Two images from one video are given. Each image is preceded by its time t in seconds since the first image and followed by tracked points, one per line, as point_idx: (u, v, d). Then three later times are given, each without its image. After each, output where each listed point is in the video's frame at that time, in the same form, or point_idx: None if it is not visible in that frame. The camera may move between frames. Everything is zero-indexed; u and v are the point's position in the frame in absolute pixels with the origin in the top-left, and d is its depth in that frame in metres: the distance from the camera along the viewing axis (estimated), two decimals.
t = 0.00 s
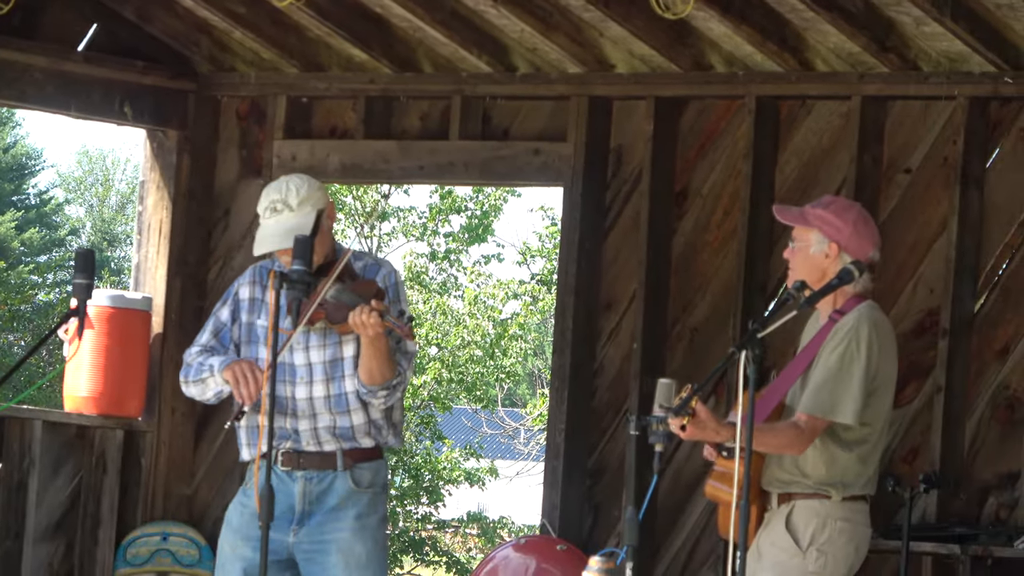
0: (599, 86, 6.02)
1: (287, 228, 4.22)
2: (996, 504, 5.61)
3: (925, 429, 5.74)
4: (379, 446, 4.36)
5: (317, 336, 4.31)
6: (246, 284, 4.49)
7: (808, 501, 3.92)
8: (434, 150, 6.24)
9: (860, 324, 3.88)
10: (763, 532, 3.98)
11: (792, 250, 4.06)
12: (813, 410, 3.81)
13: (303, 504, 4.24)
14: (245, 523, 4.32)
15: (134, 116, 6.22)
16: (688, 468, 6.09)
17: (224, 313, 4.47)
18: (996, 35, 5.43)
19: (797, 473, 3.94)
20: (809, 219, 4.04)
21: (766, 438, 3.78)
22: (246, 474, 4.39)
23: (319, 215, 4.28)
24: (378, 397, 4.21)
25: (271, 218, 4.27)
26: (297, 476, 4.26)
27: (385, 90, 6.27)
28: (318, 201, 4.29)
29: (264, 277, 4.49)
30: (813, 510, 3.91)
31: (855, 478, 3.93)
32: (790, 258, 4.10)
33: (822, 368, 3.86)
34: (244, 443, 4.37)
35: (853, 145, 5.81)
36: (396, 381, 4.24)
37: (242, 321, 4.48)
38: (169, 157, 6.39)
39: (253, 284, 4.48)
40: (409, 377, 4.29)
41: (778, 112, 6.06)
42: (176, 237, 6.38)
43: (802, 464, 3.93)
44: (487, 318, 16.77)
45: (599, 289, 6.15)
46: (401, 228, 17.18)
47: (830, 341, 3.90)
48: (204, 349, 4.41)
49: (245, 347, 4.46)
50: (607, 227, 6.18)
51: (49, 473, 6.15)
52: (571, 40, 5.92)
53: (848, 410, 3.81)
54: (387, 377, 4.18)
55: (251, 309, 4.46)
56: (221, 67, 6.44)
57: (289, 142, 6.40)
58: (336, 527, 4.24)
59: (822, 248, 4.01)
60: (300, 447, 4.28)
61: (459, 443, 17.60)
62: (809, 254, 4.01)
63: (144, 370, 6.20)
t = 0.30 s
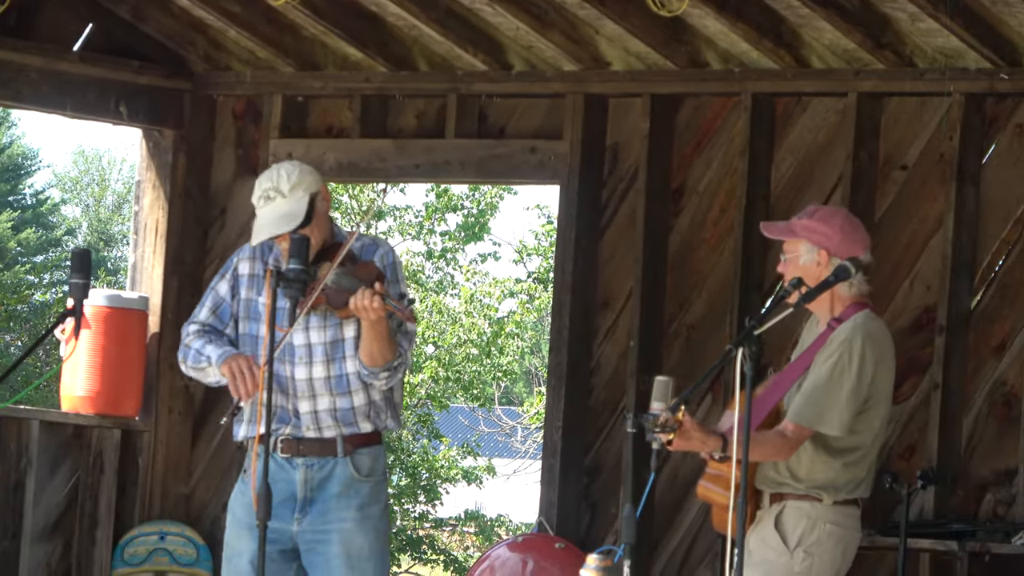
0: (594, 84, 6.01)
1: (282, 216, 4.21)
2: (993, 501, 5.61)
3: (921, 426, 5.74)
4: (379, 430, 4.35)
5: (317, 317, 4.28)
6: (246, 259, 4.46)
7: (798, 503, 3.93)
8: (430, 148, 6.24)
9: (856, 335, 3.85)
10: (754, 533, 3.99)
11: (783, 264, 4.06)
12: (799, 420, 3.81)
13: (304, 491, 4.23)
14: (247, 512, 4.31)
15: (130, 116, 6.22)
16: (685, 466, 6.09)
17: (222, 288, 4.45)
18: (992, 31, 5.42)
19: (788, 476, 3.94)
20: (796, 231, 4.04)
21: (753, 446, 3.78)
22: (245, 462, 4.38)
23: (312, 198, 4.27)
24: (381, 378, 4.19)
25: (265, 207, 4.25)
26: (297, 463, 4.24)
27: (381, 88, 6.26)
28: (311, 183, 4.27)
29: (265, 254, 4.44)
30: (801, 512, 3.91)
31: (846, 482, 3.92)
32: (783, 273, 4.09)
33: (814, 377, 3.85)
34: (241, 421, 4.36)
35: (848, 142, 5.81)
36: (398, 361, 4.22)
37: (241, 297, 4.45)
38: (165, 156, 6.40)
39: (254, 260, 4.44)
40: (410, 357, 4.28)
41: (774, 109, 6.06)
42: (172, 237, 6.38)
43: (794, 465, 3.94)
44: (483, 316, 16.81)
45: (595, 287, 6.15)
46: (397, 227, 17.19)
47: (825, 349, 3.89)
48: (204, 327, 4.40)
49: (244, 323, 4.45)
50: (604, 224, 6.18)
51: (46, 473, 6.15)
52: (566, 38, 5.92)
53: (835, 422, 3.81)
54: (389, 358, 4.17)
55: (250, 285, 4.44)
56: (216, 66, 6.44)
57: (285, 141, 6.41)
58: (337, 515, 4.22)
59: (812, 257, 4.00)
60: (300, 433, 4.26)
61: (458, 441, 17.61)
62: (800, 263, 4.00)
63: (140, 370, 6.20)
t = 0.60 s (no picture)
0: (591, 86, 6.01)
1: (281, 224, 4.22)
2: (990, 502, 5.61)
3: (918, 428, 5.73)
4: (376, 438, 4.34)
5: (315, 326, 4.29)
6: (243, 269, 4.44)
7: (789, 506, 3.93)
8: (426, 150, 6.24)
9: (846, 342, 3.85)
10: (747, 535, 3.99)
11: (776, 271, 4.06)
12: (790, 426, 3.80)
13: (300, 496, 4.23)
14: (243, 517, 4.30)
15: (126, 118, 6.21)
16: (682, 468, 6.09)
17: (221, 298, 4.43)
18: (987, 31, 5.44)
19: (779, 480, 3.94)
20: (786, 239, 4.04)
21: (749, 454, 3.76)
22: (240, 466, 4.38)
23: (313, 208, 4.28)
24: (379, 389, 4.19)
25: (266, 215, 4.27)
26: (294, 468, 4.24)
27: (377, 90, 6.26)
28: (315, 195, 4.29)
29: (261, 263, 4.43)
30: (793, 515, 3.92)
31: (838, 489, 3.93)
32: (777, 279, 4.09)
33: (804, 383, 3.85)
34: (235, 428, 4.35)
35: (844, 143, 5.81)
36: (395, 371, 4.22)
37: (239, 307, 4.44)
38: (161, 158, 6.40)
39: (251, 269, 4.43)
40: (409, 367, 4.28)
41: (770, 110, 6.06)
42: (169, 239, 6.38)
43: (786, 467, 3.93)
44: (479, 318, 16.81)
45: (591, 288, 6.15)
46: (393, 229, 17.07)
47: (816, 355, 3.89)
48: (201, 340, 4.39)
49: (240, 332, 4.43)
50: (600, 226, 6.18)
51: (43, 476, 6.15)
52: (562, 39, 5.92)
53: (826, 428, 3.80)
54: (388, 368, 4.16)
55: (248, 294, 4.42)
56: (213, 68, 6.45)
57: (282, 143, 6.40)
58: (333, 519, 4.22)
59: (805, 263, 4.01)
60: (296, 439, 4.26)
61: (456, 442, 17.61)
62: (792, 270, 4.00)
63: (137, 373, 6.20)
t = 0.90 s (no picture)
0: (587, 89, 6.02)
1: (300, 216, 4.18)
2: (986, 505, 5.61)
3: (915, 430, 5.73)
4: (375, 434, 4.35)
5: (314, 324, 4.26)
6: (238, 268, 4.44)
7: (785, 506, 3.93)
8: (423, 153, 6.24)
9: (843, 339, 3.84)
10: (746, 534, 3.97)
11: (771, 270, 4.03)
12: (792, 427, 3.79)
13: (301, 494, 4.21)
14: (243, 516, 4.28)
15: (123, 121, 6.21)
16: (678, 470, 6.09)
17: (214, 297, 4.41)
18: (984, 34, 5.43)
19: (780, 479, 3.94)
20: (780, 237, 4.01)
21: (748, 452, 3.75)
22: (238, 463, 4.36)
23: (330, 208, 4.26)
24: (373, 388, 4.18)
25: (284, 202, 4.22)
26: (294, 465, 4.21)
27: (374, 93, 6.29)
28: (332, 195, 4.28)
29: (257, 263, 4.43)
30: (789, 515, 3.91)
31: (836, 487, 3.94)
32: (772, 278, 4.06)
33: (803, 383, 3.84)
34: (238, 430, 4.33)
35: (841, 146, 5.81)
36: (390, 371, 4.20)
37: (234, 306, 4.42)
38: (157, 161, 6.40)
39: (246, 269, 4.42)
40: (404, 369, 4.26)
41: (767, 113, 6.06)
42: (166, 241, 6.39)
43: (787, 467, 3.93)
44: (476, 321, 16.84)
45: (588, 292, 6.15)
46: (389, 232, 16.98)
47: (812, 352, 3.88)
48: (190, 337, 4.36)
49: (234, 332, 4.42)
50: (597, 228, 6.18)
51: (39, 479, 6.15)
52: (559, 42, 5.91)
53: (827, 426, 3.79)
54: (383, 367, 4.16)
55: (243, 294, 4.41)
56: (210, 71, 6.46)
57: (278, 146, 6.37)
58: (335, 516, 4.21)
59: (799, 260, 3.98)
60: (296, 437, 4.23)
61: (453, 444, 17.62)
62: (787, 269, 3.97)
63: (133, 376, 6.20)
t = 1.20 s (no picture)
0: (584, 91, 6.03)
1: (284, 226, 4.18)
2: (984, 506, 5.60)
3: (913, 431, 5.73)
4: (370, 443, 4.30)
5: (313, 330, 4.27)
6: (243, 276, 4.43)
7: (786, 506, 3.92)
8: (420, 156, 6.24)
9: (840, 330, 3.85)
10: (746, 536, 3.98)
11: (763, 266, 4.01)
12: (797, 420, 3.78)
13: (294, 499, 4.18)
14: (238, 522, 4.27)
15: (120, 124, 6.22)
16: (676, 472, 6.10)
17: (220, 305, 4.42)
18: (980, 36, 5.43)
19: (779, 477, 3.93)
20: (772, 230, 4.00)
21: (752, 446, 3.75)
22: (234, 470, 4.35)
23: (314, 208, 4.25)
24: (370, 394, 4.15)
25: (267, 214, 4.22)
26: (287, 471, 4.19)
27: (371, 95, 6.30)
28: (315, 194, 4.26)
29: (262, 271, 4.43)
30: (792, 514, 3.91)
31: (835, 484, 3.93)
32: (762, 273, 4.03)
33: (803, 375, 3.83)
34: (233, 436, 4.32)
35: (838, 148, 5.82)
36: (388, 377, 4.19)
37: (238, 314, 4.42)
38: (155, 164, 6.42)
39: (250, 277, 4.42)
40: (401, 374, 4.25)
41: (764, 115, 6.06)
42: (163, 245, 6.40)
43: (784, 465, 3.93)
44: (473, 324, 16.84)
45: (585, 294, 6.15)
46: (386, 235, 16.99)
47: (808, 345, 3.88)
48: (201, 341, 4.36)
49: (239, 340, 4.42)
50: (594, 231, 6.19)
51: (37, 482, 6.15)
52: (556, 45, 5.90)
53: (831, 418, 3.79)
54: (381, 373, 4.13)
55: (246, 301, 4.41)
56: (207, 74, 6.48)
57: (276, 149, 6.41)
58: (328, 522, 4.17)
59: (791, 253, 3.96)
60: (290, 442, 4.21)
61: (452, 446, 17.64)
62: (781, 262, 3.96)
63: (130, 379, 6.20)
